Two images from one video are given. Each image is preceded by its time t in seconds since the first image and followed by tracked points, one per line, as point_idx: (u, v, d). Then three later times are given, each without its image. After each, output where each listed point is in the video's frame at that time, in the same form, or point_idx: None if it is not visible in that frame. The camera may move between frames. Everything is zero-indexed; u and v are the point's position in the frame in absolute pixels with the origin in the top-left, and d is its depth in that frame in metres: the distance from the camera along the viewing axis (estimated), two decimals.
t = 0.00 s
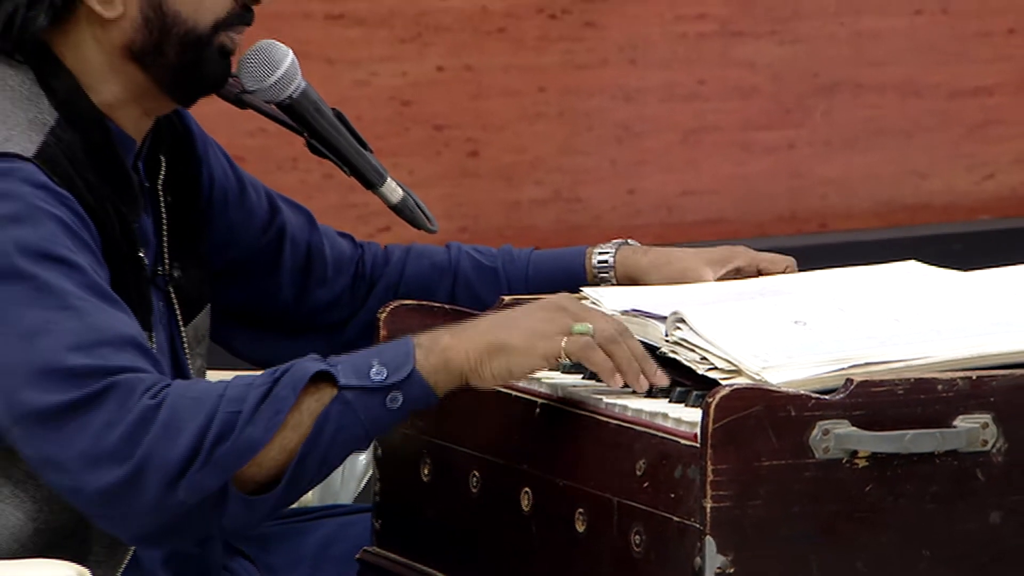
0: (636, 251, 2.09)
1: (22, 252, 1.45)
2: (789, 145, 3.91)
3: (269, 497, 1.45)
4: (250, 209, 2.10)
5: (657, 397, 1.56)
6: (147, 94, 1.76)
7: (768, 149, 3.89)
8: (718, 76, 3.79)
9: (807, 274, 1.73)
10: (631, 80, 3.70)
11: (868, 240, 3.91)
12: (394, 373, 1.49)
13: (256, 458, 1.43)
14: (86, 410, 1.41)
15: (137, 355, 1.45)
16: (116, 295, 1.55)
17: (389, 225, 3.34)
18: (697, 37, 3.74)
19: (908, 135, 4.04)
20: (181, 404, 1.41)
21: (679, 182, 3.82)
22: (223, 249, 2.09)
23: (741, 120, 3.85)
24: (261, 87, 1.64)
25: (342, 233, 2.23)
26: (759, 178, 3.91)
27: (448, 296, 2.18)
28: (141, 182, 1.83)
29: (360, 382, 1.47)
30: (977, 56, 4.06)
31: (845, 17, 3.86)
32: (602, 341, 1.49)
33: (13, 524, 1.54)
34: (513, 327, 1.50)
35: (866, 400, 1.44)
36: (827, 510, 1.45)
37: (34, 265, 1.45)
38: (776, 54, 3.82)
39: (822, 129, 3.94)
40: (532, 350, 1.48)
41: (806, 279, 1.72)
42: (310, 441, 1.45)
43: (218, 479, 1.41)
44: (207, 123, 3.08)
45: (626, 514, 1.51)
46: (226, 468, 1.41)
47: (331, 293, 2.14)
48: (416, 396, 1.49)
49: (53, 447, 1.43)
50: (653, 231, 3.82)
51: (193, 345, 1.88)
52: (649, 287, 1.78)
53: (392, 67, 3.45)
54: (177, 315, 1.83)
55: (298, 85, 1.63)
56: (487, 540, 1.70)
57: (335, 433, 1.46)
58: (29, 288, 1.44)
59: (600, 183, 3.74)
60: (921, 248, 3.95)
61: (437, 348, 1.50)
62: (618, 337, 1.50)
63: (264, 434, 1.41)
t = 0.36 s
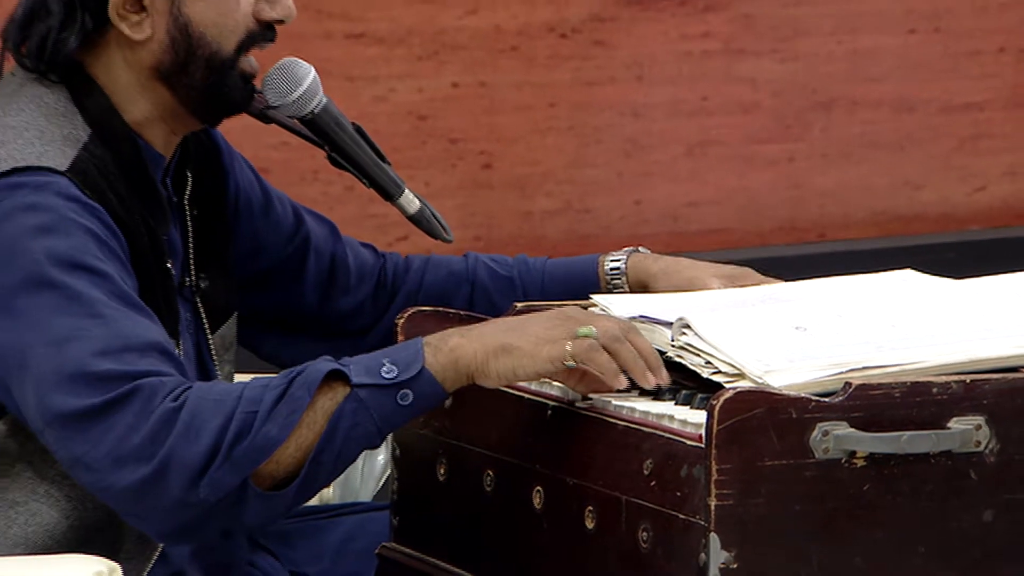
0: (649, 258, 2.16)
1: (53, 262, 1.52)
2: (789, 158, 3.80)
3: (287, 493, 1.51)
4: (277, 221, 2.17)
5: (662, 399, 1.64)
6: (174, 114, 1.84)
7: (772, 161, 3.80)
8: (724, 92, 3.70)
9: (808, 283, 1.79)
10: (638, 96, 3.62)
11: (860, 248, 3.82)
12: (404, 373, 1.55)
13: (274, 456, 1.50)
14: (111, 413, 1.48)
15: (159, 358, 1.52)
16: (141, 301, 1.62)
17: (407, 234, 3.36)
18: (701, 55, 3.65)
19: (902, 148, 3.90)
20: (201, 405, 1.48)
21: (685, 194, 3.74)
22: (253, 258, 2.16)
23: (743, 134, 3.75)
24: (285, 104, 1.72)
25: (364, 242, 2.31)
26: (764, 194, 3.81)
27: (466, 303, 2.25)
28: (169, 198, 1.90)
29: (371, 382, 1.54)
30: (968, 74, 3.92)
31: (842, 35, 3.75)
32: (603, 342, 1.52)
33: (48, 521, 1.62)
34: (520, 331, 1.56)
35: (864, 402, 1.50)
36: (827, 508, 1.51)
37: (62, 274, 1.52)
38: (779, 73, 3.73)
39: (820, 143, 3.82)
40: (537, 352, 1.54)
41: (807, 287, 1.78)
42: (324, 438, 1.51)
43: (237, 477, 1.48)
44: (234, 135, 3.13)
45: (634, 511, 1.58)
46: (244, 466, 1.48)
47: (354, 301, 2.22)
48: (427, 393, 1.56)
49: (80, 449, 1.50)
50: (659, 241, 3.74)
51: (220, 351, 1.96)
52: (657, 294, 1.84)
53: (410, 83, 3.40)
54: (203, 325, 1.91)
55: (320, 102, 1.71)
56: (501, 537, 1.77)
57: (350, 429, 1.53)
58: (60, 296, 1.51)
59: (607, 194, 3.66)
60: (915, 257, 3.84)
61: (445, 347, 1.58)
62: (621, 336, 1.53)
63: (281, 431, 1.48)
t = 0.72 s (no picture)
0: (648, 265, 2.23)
1: (85, 260, 1.61)
2: (786, 169, 3.86)
3: (309, 490, 1.58)
4: (294, 230, 2.24)
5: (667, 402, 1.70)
6: (196, 126, 1.92)
7: (768, 172, 3.85)
8: (723, 107, 3.75)
9: (802, 288, 1.86)
10: (642, 111, 3.67)
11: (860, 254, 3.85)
12: (441, 394, 1.62)
13: (300, 452, 1.57)
14: (145, 396, 1.56)
15: (194, 348, 1.60)
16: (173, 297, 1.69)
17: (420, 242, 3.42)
18: (702, 71, 3.71)
19: (894, 160, 3.98)
20: (238, 393, 1.55)
21: (686, 204, 3.77)
22: (271, 265, 2.24)
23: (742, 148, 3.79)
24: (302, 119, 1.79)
25: (377, 252, 2.38)
26: (761, 204, 3.85)
27: (474, 309, 2.32)
28: (190, 207, 1.97)
29: (406, 400, 1.61)
30: (957, 89, 4.02)
31: (837, 51, 3.84)
32: (648, 356, 1.63)
33: (77, 512, 1.70)
34: (561, 358, 1.63)
35: (857, 403, 1.57)
36: (822, 505, 1.58)
37: (97, 269, 1.60)
38: (774, 88, 3.79)
39: (816, 155, 3.88)
40: (586, 375, 1.61)
41: (802, 293, 1.85)
42: (353, 444, 1.58)
43: (263, 465, 1.55)
44: (252, 147, 3.19)
45: (637, 507, 1.64)
46: (272, 456, 1.55)
47: (368, 307, 2.30)
48: (459, 417, 1.62)
49: (114, 430, 1.57)
50: (658, 250, 3.75)
51: (242, 354, 2.05)
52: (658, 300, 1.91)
53: (422, 98, 3.40)
54: (224, 327, 1.98)
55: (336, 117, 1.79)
56: (509, 533, 1.84)
57: (379, 439, 1.60)
58: (93, 291, 1.59)
59: (611, 204, 3.68)
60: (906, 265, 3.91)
61: (483, 379, 1.63)
62: (657, 351, 1.64)
63: (310, 429, 1.55)
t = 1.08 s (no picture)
0: (650, 271, 2.31)
1: (111, 266, 1.68)
2: (780, 181, 3.86)
3: (328, 477, 1.66)
4: (311, 240, 2.32)
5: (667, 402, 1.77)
6: (215, 138, 1.99)
7: (761, 184, 3.85)
8: (719, 121, 3.77)
9: (797, 294, 1.93)
10: (640, 124, 3.71)
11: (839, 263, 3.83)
12: (448, 377, 1.69)
13: (318, 443, 1.65)
14: (169, 395, 1.63)
15: (214, 348, 1.67)
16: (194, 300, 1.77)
17: (428, 251, 3.47)
18: (699, 88, 3.73)
19: (882, 172, 3.96)
20: (255, 390, 1.62)
21: (685, 213, 3.79)
22: (289, 274, 2.31)
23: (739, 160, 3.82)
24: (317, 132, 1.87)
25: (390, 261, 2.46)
26: (754, 213, 3.86)
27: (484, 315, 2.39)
28: (210, 218, 2.05)
29: (416, 384, 1.68)
30: (943, 104, 3.99)
31: (829, 68, 3.84)
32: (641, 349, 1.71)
33: (101, 508, 1.77)
34: (561, 343, 1.73)
35: (848, 405, 1.64)
36: (815, 502, 1.65)
37: (122, 276, 1.68)
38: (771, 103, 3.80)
39: (809, 166, 3.88)
40: (581, 359, 1.70)
41: (796, 299, 1.92)
42: (367, 432, 1.66)
43: (283, 457, 1.62)
44: (270, 160, 3.28)
45: (638, 505, 1.71)
46: (292, 448, 1.63)
47: (381, 314, 2.38)
48: (466, 398, 1.69)
49: (140, 429, 1.64)
50: (658, 259, 3.78)
51: (259, 358, 2.11)
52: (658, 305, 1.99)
53: (431, 112, 3.48)
54: (242, 333, 2.06)
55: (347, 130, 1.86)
56: (516, 529, 1.91)
57: (391, 425, 1.67)
58: (118, 296, 1.67)
59: (611, 212, 3.71)
60: (893, 271, 3.86)
61: (487, 360, 1.72)
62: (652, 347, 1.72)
63: (326, 420, 1.63)
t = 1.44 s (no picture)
0: (648, 279, 2.38)
1: (131, 272, 1.76)
2: (773, 193, 3.68)
3: (344, 467, 1.74)
4: (325, 252, 2.39)
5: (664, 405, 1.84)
6: (231, 151, 2.06)
7: (756, 196, 3.67)
8: (715, 136, 3.60)
9: (790, 302, 2.01)
10: (640, 138, 3.55)
11: (830, 273, 3.63)
12: (453, 367, 1.77)
13: (332, 435, 1.72)
14: (188, 396, 1.70)
15: (231, 349, 1.74)
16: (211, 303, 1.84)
17: (437, 260, 3.52)
18: (694, 104, 3.57)
19: (871, 184, 3.77)
20: (270, 388, 1.70)
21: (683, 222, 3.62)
22: (303, 283, 2.39)
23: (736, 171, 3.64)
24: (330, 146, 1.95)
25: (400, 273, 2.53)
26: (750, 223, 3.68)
27: (489, 324, 2.46)
28: (228, 229, 2.13)
29: (423, 376, 1.75)
30: (928, 119, 3.79)
31: (818, 84, 3.66)
32: (638, 355, 1.75)
33: (121, 506, 1.85)
34: (562, 337, 1.79)
35: (839, 409, 1.70)
36: (807, 502, 1.72)
37: (142, 282, 1.75)
38: (761, 119, 3.62)
39: (801, 179, 3.69)
40: (579, 355, 1.77)
41: (789, 307, 1.99)
42: (378, 423, 1.74)
43: (299, 452, 1.70)
44: (285, 174, 3.36)
45: (637, 504, 1.78)
46: (306, 442, 1.70)
47: (391, 322, 2.45)
48: (471, 386, 1.77)
49: (160, 429, 1.72)
50: (654, 267, 3.62)
51: (276, 364, 2.18)
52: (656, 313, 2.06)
53: (439, 126, 3.37)
54: (259, 340, 2.14)
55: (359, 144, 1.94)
56: (520, 527, 1.98)
57: (400, 416, 1.75)
58: (138, 301, 1.74)
59: (611, 222, 3.55)
60: (885, 280, 3.66)
61: (491, 348, 1.79)
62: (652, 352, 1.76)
63: (338, 413, 1.71)
